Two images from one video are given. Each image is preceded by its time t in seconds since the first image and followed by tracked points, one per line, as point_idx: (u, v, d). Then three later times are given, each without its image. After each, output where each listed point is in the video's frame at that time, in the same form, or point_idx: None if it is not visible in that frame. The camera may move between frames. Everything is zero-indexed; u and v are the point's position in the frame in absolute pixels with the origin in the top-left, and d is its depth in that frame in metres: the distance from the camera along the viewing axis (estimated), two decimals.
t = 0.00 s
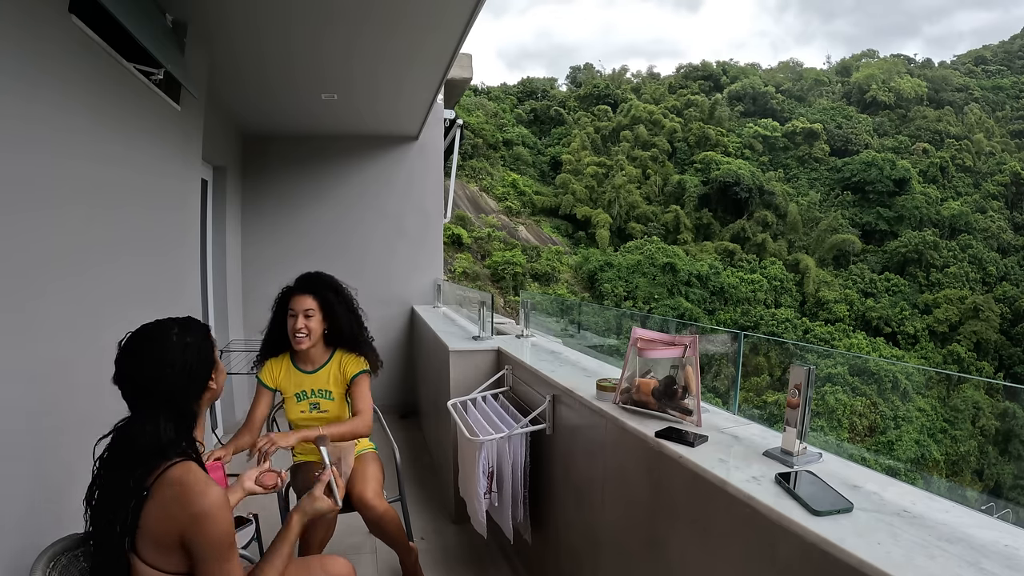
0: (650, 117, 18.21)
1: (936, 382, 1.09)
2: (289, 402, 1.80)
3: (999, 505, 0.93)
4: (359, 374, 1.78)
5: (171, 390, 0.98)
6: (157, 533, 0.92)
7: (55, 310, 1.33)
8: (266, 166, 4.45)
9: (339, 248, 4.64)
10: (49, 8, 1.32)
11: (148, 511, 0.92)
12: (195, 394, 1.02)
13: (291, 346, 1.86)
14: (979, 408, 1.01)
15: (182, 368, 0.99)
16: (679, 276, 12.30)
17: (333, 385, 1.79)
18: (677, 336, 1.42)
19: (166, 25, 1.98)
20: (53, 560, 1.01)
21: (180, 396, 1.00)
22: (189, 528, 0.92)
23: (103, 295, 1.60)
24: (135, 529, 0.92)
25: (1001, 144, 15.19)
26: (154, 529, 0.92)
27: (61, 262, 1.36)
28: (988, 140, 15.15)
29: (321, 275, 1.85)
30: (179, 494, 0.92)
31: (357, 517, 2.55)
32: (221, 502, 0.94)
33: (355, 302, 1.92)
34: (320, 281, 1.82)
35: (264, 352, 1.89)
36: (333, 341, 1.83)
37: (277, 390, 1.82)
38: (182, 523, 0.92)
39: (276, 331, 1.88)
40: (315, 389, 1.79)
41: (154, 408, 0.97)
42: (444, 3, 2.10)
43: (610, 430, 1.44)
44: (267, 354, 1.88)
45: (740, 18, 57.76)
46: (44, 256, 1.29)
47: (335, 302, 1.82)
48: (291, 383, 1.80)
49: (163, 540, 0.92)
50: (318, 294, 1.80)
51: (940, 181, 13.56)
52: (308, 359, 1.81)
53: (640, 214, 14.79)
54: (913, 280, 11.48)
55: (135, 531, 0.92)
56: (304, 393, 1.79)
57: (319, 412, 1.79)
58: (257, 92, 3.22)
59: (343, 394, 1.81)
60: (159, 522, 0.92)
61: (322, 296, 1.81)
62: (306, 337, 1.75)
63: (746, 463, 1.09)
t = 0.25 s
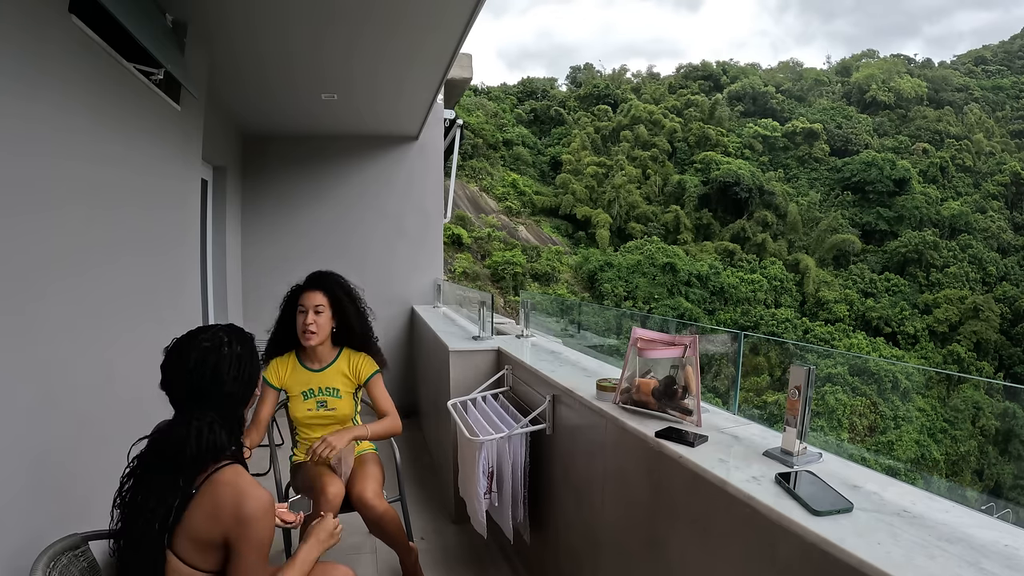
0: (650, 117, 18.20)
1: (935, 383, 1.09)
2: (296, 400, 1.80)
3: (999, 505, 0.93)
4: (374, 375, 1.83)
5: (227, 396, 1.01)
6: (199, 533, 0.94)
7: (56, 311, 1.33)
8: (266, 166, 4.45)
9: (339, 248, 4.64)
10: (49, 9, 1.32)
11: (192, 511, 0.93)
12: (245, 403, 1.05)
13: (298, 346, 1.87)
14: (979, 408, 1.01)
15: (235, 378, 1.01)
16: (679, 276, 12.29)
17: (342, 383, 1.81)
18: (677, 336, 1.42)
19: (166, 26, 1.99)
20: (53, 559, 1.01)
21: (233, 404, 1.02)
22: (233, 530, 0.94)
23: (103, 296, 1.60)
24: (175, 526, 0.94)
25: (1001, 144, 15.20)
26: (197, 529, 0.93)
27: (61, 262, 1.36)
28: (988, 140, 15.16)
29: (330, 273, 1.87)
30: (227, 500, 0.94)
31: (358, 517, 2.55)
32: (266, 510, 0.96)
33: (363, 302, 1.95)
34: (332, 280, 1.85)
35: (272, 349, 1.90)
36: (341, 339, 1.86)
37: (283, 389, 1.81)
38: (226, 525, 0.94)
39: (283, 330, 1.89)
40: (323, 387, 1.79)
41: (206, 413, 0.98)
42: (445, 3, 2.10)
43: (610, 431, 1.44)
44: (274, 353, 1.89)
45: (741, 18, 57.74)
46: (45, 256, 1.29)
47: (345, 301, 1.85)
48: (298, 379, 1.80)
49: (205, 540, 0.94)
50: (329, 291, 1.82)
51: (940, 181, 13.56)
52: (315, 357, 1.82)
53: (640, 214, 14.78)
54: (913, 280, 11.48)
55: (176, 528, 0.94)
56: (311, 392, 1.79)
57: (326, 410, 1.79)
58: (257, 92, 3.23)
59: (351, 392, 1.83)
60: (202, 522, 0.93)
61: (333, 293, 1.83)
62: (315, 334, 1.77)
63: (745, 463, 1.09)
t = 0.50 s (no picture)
0: (650, 117, 18.19)
1: (934, 382, 1.09)
2: (300, 399, 1.77)
3: (998, 506, 0.93)
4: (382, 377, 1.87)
5: (271, 406, 1.11)
6: (236, 526, 0.99)
7: (56, 311, 1.33)
8: (266, 166, 4.45)
9: (339, 248, 4.64)
10: (49, 9, 1.32)
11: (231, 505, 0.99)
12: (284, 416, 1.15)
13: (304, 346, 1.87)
14: (979, 408, 1.01)
15: (282, 391, 1.13)
16: (679, 276, 12.28)
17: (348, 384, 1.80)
18: (677, 336, 1.42)
19: (166, 26, 1.99)
20: (54, 558, 1.01)
21: (274, 414, 1.12)
22: (269, 525, 1.00)
23: (102, 296, 1.59)
24: (209, 521, 0.98)
25: (1000, 144, 15.20)
26: (234, 522, 0.99)
27: (61, 262, 1.36)
28: (988, 140, 15.16)
29: (339, 275, 1.91)
30: (267, 496, 1.00)
31: (358, 517, 2.55)
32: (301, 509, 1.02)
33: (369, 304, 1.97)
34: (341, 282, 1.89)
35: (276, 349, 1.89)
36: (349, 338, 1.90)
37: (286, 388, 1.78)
38: (263, 519, 1.00)
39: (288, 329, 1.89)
40: (329, 387, 1.78)
41: (250, 421, 1.05)
42: (445, 4, 2.10)
43: (611, 430, 1.44)
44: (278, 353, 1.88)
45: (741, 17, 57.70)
46: (44, 256, 1.29)
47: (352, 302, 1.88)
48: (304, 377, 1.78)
49: (240, 533, 0.99)
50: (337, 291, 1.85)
51: (940, 182, 13.56)
52: (321, 357, 1.82)
53: (640, 214, 14.77)
54: (913, 281, 11.47)
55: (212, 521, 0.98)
56: (317, 392, 1.77)
57: (331, 410, 1.76)
58: (257, 92, 3.23)
59: (356, 393, 1.82)
60: (241, 516, 0.99)
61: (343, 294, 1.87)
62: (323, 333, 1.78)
63: (745, 463, 1.09)
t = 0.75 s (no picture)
0: (651, 117, 18.19)
1: (934, 382, 1.09)
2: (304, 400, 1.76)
3: (998, 506, 0.93)
4: (385, 379, 1.91)
5: (291, 416, 1.14)
6: (251, 527, 1.01)
7: (58, 311, 1.34)
8: (266, 166, 4.45)
9: (339, 249, 4.65)
10: (48, 8, 1.32)
11: (247, 507, 1.00)
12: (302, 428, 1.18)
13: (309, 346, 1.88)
14: (979, 408, 1.02)
15: (301, 402, 1.16)
16: (679, 276, 12.28)
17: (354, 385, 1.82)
18: (677, 336, 1.42)
19: (165, 26, 1.99)
20: (54, 559, 1.01)
21: (293, 424, 1.15)
22: (285, 527, 1.02)
23: (102, 296, 1.59)
24: (224, 521, 0.99)
25: (1001, 144, 15.20)
26: (250, 523, 1.00)
27: (60, 262, 1.36)
28: (988, 140, 15.18)
29: (346, 277, 1.93)
30: (284, 501, 1.02)
31: (358, 517, 2.55)
32: (314, 515, 1.05)
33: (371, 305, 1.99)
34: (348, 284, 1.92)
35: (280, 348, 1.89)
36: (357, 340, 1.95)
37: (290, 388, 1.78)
38: (279, 521, 1.01)
39: (292, 329, 1.90)
40: (335, 386, 1.79)
41: (272, 427, 1.07)
42: (445, 4, 2.10)
43: (610, 430, 1.44)
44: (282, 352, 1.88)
45: (741, 17, 57.69)
46: (44, 255, 1.29)
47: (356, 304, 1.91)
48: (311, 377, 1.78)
49: (255, 534, 1.01)
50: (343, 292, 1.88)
51: (940, 182, 13.56)
52: (327, 357, 1.83)
53: (640, 214, 14.78)
54: (913, 281, 11.47)
55: (227, 520, 1.00)
56: (322, 392, 1.77)
57: (337, 410, 1.77)
58: (256, 92, 3.23)
59: (360, 394, 1.84)
60: (256, 516, 1.01)
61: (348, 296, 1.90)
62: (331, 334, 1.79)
63: (745, 463, 1.09)
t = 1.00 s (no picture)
0: (651, 117, 18.19)
1: (936, 382, 1.10)
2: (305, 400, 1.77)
3: (998, 505, 0.93)
4: (385, 379, 1.90)
5: (301, 421, 1.14)
6: (257, 528, 1.00)
7: (58, 311, 1.34)
8: (266, 166, 4.45)
9: (339, 249, 4.65)
10: (48, 8, 1.32)
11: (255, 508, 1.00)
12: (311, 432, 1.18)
13: (309, 345, 1.88)
14: (979, 409, 1.02)
15: (313, 409, 1.17)
16: (679, 276, 12.27)
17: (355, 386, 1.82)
18: (677, 336, 1.42)
19: (166, 26, 1.99)
20: (54, 558, 1.01)
21: (303, 429, 1.15)
22: (292, 529, 1.02)
23: (102, 296, 1.59)
24: (230, 521, 1.00)
25: (1001, 144, 15.19)
26: (256, 524, 1.00)
27: (59, 262, 1.36)
28: (988, 140, 15.17)
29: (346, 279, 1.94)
30: (292, 503, 1.02)
31: (357, 517, 2.55)
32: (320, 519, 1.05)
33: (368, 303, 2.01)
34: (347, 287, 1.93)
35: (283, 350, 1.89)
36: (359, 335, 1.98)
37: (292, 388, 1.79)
38: (285, 523, 1.01)
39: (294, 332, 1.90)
40: (336, 387, 1.79)
41: (282, 431, 1.08)
42: (446, 4, 2.10)
43: (611, 430, 1.44)
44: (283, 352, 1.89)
45: (741, 18, 57.67)
46: (46, 256, 1.29)
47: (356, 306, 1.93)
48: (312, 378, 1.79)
49: (260, 536, 1.01)
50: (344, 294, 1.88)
51: (939, 182, 13.55)
52: (328, 358, 1.84)
53: (640, 214, 14.77)
54: (913, 281, 11.47)
55: (234, 521, 1.00)
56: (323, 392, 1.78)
57: (338, 411, 1.77)
58: (256, 92, 3.22)
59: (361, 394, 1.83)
60: (263, 518, 1.01)
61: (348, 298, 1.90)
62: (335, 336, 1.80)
63: (745, 463, 1.09)
